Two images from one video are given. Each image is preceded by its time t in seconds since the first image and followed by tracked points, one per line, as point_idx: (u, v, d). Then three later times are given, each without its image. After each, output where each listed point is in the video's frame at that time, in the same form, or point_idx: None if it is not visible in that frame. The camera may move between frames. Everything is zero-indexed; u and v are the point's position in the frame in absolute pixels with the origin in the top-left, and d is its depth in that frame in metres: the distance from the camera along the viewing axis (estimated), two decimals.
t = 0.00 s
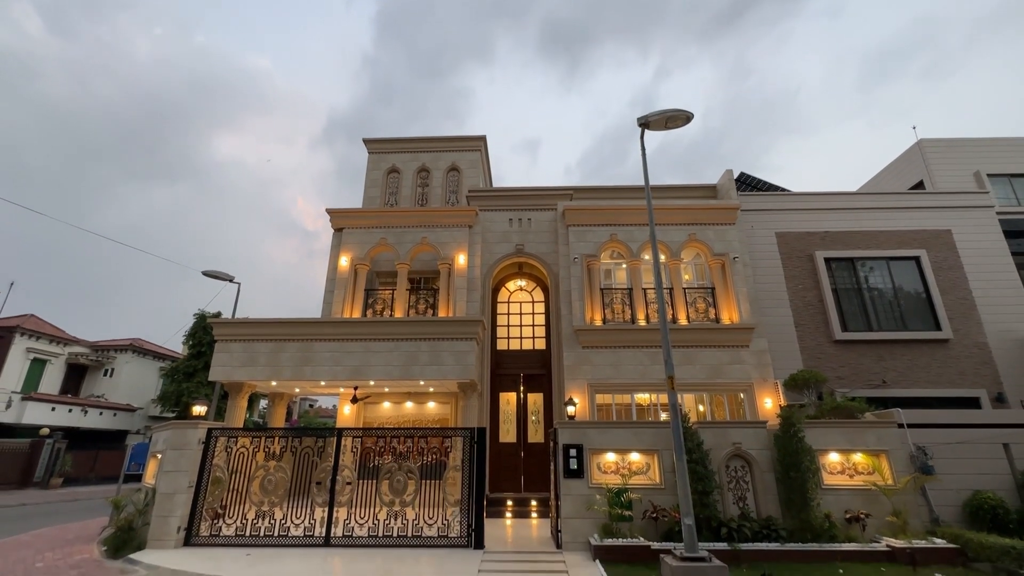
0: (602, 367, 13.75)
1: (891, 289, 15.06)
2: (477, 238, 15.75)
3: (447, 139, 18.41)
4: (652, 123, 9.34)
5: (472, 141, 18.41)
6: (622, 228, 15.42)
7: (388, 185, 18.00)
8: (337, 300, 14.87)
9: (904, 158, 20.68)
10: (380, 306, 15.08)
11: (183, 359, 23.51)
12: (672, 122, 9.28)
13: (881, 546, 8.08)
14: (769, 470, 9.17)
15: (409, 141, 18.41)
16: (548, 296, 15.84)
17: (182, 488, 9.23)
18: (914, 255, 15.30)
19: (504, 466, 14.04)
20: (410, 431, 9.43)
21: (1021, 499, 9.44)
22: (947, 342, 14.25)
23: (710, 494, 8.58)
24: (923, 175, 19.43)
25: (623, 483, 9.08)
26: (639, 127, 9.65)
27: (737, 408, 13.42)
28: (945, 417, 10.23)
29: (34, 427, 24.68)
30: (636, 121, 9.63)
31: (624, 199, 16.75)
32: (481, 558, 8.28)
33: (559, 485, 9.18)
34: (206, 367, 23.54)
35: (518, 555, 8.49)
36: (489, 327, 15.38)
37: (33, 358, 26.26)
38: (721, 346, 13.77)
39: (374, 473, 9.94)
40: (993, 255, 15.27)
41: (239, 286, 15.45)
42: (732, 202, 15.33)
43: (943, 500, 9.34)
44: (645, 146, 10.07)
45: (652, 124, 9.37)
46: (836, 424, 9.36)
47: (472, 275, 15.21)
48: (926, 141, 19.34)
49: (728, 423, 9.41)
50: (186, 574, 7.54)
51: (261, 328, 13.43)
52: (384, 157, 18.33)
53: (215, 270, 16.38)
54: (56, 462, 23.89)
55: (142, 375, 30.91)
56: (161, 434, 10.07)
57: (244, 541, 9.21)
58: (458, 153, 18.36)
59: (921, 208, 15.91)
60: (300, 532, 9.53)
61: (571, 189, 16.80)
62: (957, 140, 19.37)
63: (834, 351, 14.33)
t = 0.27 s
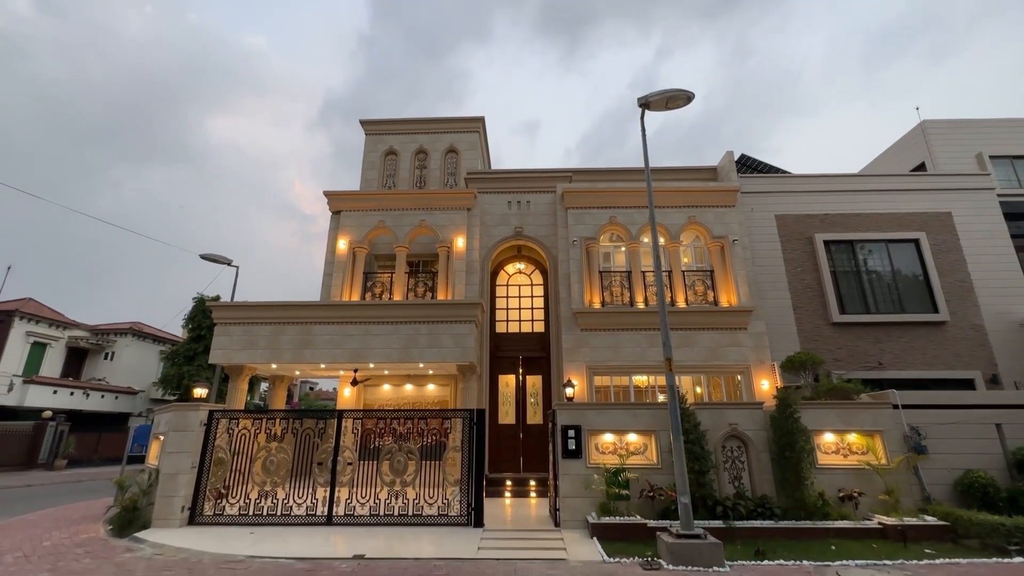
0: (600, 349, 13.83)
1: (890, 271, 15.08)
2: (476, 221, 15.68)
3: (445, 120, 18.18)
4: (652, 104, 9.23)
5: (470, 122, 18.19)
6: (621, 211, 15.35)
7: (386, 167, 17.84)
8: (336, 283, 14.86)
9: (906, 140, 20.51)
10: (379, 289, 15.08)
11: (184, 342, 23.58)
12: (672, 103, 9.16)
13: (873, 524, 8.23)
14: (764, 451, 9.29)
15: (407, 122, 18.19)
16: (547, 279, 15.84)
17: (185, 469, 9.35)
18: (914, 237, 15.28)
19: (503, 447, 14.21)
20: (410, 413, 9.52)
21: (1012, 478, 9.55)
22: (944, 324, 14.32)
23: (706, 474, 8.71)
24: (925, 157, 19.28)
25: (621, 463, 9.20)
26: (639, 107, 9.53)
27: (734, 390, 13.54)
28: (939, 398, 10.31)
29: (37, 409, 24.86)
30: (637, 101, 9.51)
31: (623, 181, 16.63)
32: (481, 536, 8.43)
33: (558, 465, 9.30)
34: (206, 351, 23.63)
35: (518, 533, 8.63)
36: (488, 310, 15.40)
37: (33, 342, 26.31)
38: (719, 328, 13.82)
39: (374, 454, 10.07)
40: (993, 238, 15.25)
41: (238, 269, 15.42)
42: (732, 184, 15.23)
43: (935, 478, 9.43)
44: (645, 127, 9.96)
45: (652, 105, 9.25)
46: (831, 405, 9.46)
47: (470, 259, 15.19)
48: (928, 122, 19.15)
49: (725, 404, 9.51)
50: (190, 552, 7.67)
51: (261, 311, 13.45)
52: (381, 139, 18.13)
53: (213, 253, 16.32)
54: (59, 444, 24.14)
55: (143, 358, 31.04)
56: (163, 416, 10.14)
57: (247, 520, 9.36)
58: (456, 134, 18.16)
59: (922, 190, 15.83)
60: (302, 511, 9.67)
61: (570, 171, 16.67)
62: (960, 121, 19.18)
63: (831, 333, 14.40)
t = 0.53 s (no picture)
0: (599, 329, 13.90)
1: (888, 251, 15.08)
2: (474, 200, 15.57)
3: (442, 97, 17.90)
4: (653, 80, 9.08)
5: (468, 100, 17.91)
6: (620, 190, 15.24)
7: (383, 146, 17.64)
8: (334, 264, 14.82)
9: (909, 118, 20.28)
10: (377, 269, 15.06)
11: (183, 323, 23.63)
12: (674, 79, 9.01)
13: (864, 498, 8.40)
14: (760, 428, 9.42)
15: (404, 100, 17.91)
16: (545, 259, 15.82)
17: (189, 447, 9.47)
18: (914, 217, 15.23)
19: (502, 425, 14.39)
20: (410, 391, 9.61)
21: (1002, 454, 9.66)
22: (941, 304, 14.39)
23: (702, 450, 8.85)
24: (927, 135, 19.09)
25: (619, 440, 9.34)
26: (640, 84, 9.38)
27: (731, 368, 13.65)
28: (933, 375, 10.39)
29: (39, 390, 25.03)
30: (637, 78, 9.35)
31: (623, 160, 16.47)
32: (481, 511, 8.60)
33: (556, 442, 9.44)
34: (206, 331, 23.72)
35: (517, 508, 8.79)
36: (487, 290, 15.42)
37: (33, 323, 26.33)
38: (717, 308, 13.87)
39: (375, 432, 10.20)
40: (993, 217, 15.20)
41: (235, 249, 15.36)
42: (733, 163, 15.10)
43: (926, 454, 9.54)
44: (646, 104, 9.82)
45: (653, 81, 9.10)
46: (827, 384, 9.56)
47: (469, 239, 15.14)
48: (932, 99, 18.91)
49: (721, 383, 9.61)
50: (196, 527, 7.83)
51: (259, 291, 13.46)
52: (378, 117, 17.87)
53: (210, 234, 16.24)
54: (63, 423, 24.39)
55: (143, 338, 31.13)
56: (165, 395, 10.23)
57: (251, 496, 9.53)
58: (453, 112, 17.89)
59: (924, 169, 15.71)
60: (304, 488, 9.84)
61: (570, 150, 16.49)
62: (964, 99, 18.94)
63: (828, 313, 14.47)
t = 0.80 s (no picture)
0: (598, 308, 13.94)
1: (888, 230, 15.05)
2: (472, 179, 15.44)
3: (439, 73, 17.58)
4: (654, 55, 8.91)
5: (465, 76, 17.60)
6: (620, 168, 15.11)
7: (379, 124, 17.39)
8: (332, 244, 14.77)
9: (913, 94, 20.00)
10: (376, 249, 15.02)
11: (183, 303, 23.65)
12: (675, 54, 8.85)
13: (857, 473, 8.57)
14: (756, 405, 9.55)
15: (400, 76, 17.59)
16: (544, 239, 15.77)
17: (192, 425, 9.58)
18: (914, 195, 15.14)
19: (502, 403, 14.56)
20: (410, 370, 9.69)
21: (994, 429, 9.73)
22: (938, 282, 14.43)
23: (699, 427, 8.98)
24: (931, 112, 18.84)
25: (616, 417, 9.46)
26: (641, 59, 9.21)
27: (729, 347, 13.75)
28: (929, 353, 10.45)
29: (41, 370, 25.18)
30: (638, 52, 9.18)
31: (623, 137, 16.28)
32: (481, 487, 8.77)
33: (555, 419, 9.56)
34: (206, 312, 23.76)
35: (516, 483, 8.96)
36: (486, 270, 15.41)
37: (32, 304, 26.33)
38: (715, 287, 13.90)
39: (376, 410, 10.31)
40: (994, 195, 15.12)
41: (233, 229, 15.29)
42: (734, 140, 14.94)
43: (918, 430, 9.69)
44: (646, 79, 9.66)
45: (654, 56, 8.94)
46: (823, 361, 9.65)
47: (468, 218, 15.06)
48: (937, 75, 18.62)
49: (719, 361, 9.69)
50: (201, 502, 7.98)
51: (258, 271, 13.44)
52: (374, 94, 17.57)
53: (207, 214, 16.13)
54: (67, 403, 24.63)
55: (143, 319, 31.19)
56: (166, 374, 10.30)
57: (255, 473, 9.69)
58: (451, 89, 17.60)
59: (926, 146, 15.56)
60: (307, 464, 10.00)
61: (569, 127, 16.29)
62: (969, 74, 18.66)
63: (827, 292, 14.51)
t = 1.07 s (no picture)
0: (597, 286, 13.96)
1: (889, 207, 14.98)
2: (471, 156, 15.27)
3: (436, 47, 17.21)
4: (656, 26, 8.72)
5: (463, 50, 17.24)
6: (620, 145, 14.93)
7: (376, 99, 17.11)
8: (330, 222, 14.68)
9: (919, 68, 19.65)
10: (374, 227, 14.95)
11: (182, 283, 23.63)
12: (677, 26, 8.67)
13: (850, 447, 8.71)
14: (752, 381, 9.65)
15: (396, 50, 17.21)
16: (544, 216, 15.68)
17: (195, 403, 9.68)
18: (917, 171, 15.01)
19: (501, 381, 14.70)
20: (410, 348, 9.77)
21: (987, 404, 9.87)
22: (938, 260, 14.42)
23: (696, 402, 9.08)
24: (937, 86, 18.52)
25: (614, 394, 9.56)
26: (642, 31, 9.02)
27: (727, 324, 13.82)
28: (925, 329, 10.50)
29: (43, 349, 25.32)
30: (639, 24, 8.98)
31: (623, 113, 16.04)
32: (481, 462, 8.92)
33: (554, 396, 9.66)
34: (205, 291, 23.76)
35: (515, 458, 9.11)
36: (485, 248, 15.37)
37: (31, 284, 26.31)
38: (715, 264, 13.89)
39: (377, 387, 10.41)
40: (997, 172, 15.00)
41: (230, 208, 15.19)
42: (736, 116, 14.73)
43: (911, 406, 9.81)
44: (647, 53, 9.48)
45: (656, 28, 8.76)
46: (820, 338, 9.72)
47: (466, 195, 14.95)
48: (944, 48, 18.26)
49: (716, 338, 9.75)
50: (206, 477, 8.13)
51: (256, 250, 13.41)
52: (370, 69, 17.23)
53: (203, 192, 15.99)
54: (70, 381, 24.85)
55: (142, 299, 31.23)
56: (168, 353, 10.38)
57: (258, 449, 9.84)
58: (448, 63, 17.25)
59: (931, 121, 15.35)
60: (310, 441, 10.14)
61: (569, 102, 16.03)
62: (977, 47, 18.31)
63: (826, 269, 14.52)
